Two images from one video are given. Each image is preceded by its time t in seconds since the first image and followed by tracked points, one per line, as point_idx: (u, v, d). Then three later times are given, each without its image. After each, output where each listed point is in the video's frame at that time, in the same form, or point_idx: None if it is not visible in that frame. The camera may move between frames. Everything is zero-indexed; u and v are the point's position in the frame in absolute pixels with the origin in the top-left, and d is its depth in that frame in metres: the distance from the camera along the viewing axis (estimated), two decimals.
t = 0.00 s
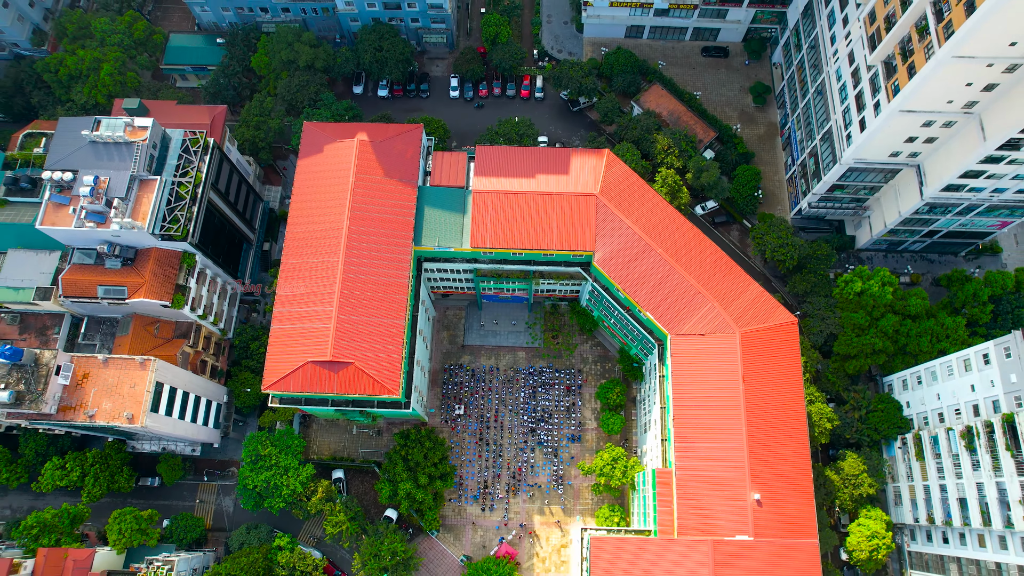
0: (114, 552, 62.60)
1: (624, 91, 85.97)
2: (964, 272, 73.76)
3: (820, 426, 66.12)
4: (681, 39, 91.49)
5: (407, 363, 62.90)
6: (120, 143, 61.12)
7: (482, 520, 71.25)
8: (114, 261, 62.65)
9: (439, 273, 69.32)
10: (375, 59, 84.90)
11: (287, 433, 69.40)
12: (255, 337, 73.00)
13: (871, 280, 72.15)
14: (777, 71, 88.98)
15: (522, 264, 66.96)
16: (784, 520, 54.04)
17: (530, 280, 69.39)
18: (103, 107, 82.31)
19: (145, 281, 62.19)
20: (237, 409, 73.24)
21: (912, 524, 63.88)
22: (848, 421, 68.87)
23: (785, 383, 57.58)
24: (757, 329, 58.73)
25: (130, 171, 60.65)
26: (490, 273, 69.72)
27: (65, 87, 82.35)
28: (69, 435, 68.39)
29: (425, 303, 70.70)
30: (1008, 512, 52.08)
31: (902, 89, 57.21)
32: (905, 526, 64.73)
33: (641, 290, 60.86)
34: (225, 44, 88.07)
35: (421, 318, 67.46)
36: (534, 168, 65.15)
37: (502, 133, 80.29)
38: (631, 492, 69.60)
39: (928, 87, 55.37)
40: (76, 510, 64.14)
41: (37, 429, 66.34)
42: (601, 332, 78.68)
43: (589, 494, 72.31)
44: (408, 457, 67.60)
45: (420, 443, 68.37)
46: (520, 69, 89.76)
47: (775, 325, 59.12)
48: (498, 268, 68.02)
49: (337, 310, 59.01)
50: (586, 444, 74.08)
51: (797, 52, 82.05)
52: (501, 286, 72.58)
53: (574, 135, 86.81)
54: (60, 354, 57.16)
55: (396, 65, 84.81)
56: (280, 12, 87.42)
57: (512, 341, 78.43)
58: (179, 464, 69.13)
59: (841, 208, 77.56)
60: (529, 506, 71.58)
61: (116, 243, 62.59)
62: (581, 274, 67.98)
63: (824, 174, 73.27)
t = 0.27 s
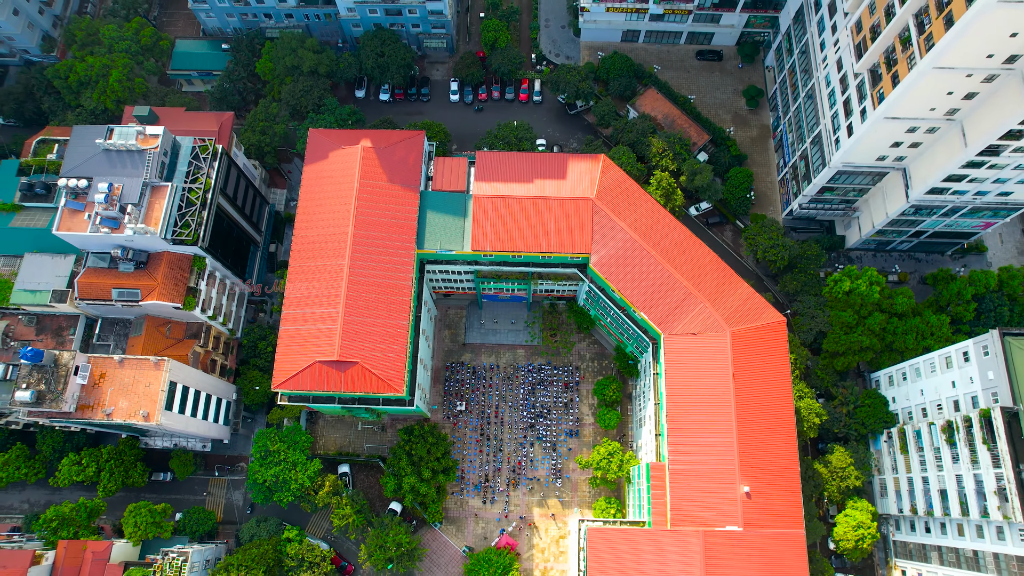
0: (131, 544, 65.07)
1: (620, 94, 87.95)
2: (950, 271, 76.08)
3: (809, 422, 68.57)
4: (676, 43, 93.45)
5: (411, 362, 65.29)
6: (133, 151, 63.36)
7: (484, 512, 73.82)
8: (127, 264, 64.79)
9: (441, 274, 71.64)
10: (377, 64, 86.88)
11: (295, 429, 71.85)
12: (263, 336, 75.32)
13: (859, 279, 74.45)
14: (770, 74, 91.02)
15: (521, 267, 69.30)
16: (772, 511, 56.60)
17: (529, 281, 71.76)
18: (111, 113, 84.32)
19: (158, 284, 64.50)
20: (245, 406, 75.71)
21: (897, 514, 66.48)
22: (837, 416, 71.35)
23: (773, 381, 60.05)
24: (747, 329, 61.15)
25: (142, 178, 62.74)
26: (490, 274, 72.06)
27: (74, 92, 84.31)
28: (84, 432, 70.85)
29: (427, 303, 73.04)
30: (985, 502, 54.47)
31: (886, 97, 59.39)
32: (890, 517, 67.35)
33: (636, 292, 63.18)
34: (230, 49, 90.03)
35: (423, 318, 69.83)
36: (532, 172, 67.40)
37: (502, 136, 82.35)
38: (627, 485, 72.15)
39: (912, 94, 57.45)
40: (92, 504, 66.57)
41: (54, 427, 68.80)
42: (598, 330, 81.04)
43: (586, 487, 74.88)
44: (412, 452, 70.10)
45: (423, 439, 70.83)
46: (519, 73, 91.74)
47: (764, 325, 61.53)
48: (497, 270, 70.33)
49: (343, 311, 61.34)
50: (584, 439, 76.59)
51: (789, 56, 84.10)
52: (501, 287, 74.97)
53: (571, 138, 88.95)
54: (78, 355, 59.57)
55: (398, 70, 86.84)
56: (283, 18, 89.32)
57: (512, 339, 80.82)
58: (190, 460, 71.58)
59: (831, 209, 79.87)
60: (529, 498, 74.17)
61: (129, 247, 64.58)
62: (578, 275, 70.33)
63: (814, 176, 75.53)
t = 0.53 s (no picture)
0: (146, 536, 67.70)
1: (616, 97, 90.02)
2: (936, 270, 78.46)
3: (798, 416, 71.09)
4: (671, 46, 95.47)
5: (414, 360, 67.70)
6: (144, 157, 65.59)
7: (485, 504, 76.46)
8: (139, 267, 67.03)
9: (443, 274, 73.97)
10: (379, 69, 88.93)
11: (302, 425, 74.36)
12: (270, 335, 77.69)
13: (847, 278, 76.83)
14: (763, 76, 93.08)
15: (520, 268, 71.64)
16: (760, 502, 59.17)
17: (527, 281, 74.12)
18: (120, 117, 86.42)
19: (169, 285, 66.76)
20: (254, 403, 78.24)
21: (882, 504, 69.15)
22: (825, 410, 73.91)
23: (762, 377, 62.50)
24: (738, 328, 63.54)
25: (153, 183, 65.00)
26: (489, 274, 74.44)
27: (83, 97, 86.40)
28: (99, 428, 73.24)
29: (429, 302, 75.37)
30: (962, 492, 57.02)
31: (872, 104, 61.56)
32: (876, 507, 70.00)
33: (630, 292, 65.55)
34: (234, 54, 92.02)
35: (426, 317, 72.16)
36: (531, 176, 69.62)
37: (500, 139, 84.47)
38: (623, 477, 74.75)
39: (896, 102, 59.55)
40: (108, 498, 69.11)
41: (70, 423, 71.25)
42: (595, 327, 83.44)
43: (584, 479, 77.50)
44: (415, 447, 72.61)
45: (426, 434, 73.32)
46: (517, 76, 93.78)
47: (754, 324, 63.90)
48: (497, 271, 72.64)
49: (349, 312, 63.68)
50: (581, 433, 79.14)
51: (780, 59, 86.17)
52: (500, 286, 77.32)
53: (568, 139, 91.13)
54: (95, 355, 62.04)
55: (399, 74, 88.87)
56: (286, 23, 91.30)
57: (512, 336, 83.24)
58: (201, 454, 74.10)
59: (821, 209, 82.17)
60: (529, 491, 76.81)
61: (141, 250, 66.92)
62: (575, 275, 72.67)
63: (804, 178, 77.80)
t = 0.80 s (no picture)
0: (161, 527, 70.35)
1: (613, 99, 92.19)
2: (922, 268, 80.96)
3: (788, 410, 73.73)
4: (666, 49, 97.60)
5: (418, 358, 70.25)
6: (156, 164, 67.85)
7: (487, 496, 79.20)
8: (152, 269, 69.39)
9: (445, 275, 76.43)
10: (381, 73, 91.08)
11: (310, 421, 77.02)
12: (278, 334, 80.24)
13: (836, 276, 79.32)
14: (756, 79, 95.26)
15: (519, 269, 74.15)
16: (749, 493, 61.90)
17: (527, 281, 76.63)
18: (128, 121, 88.62)
19: (181, 287, 69.18)
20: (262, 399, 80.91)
21: (869, 495, 71.89)
22: (814, 404, 76.58)
23: (752, 374, 65.11)
24: (729, 326, 66.11)
25: (165, 189, 67.32)
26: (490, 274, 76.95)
27: (93, 102, 88.57)
28: (113, 425, 75.75)
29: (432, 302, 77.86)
30: (942, 482, 59.73)
31: (858, 110, 63.89)
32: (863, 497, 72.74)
33: (626, 292, 68.05)
34: (240, 59, 94.15)
35: (428, 317, 74.65)
36: (529, 180, 72.00)
37: (500, 142, 86.71)
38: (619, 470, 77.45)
39: (881, 108, 61.81)
40: (123, 491, 71.77)
41: (85, 420, 73.82)
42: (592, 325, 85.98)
43: (582, 472, 80.21)
44: (419, 441, 75.22)
45: (429, 429, 75.96)
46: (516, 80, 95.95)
47: (745, 322, 66.45)
48: (497, 272, 75.14)
49: (355, 313, 66.20)
50: (579, 427, 81.79)
51: (772, 63, 88.36)
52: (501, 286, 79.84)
53: (566, 142, 93.41)
54: (112, 355, 64.57)
55: (400, 78, 91.05)
56: (290, 29, 93.36)
57: (512, 334, 85.79)
58: (212, 449, 76.72)
59: (811, 209, 84.61)
60: (529, 483, 79.53)
61: (153, 253, 69.40)
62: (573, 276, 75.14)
63: (795, 179, 80.20)
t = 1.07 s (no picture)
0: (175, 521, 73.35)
1: (610, 102, 94.24)
2: (910, 267, 83.30)
3: (779, 405, 76.22)
4: (662, 52, 99.64)
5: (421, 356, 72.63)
6: (166, 169, 70.31)
7: (488, 489, 81.74)
8: (163, 272, 71.55)
9: (446, 275, 78.74)
10: (382, 78, 93.15)
11: (316, 417, 79.51)
12: (285, 333, 82.63)
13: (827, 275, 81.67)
14: (749, 81, 97.35)
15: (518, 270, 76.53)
16: (740, 485, 64.43)
17: (526, 281, 79.01)
18: (136, 126, 90.75)
19: (191, 289, 71.47)
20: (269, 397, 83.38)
21: (857, 487, 74.44)
22: (805, 399, 79.07)
23: (744, 371, 67.53)
24: (721, 325, 68.49)
25: (176, 195, 69.34)
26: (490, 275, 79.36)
27: (101, 107, 90.68)
28: (126, 421, 78.11)
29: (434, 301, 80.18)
30: (925, 474, 62.27)
31: (846, 115, 66.10)
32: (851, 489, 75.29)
33: (622, 292, 70.39)
34: (244, 64, 96.21)
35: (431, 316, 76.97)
36: (528, 184, 74.25)
37: (499, 145, 88.88)
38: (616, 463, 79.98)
39: (868, 114, 63.96)
40: (137, 486, 74.30)
41: (99, 417, 76.20)
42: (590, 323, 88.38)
43: (580, 465, 82.72)
44: (422, 436, 77.72)
45: (432, 424, 78.43)
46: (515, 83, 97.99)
47: (736, 321, 68.82)
48: (497, 272, 77.51)
49: (360, 313, 68.55)
50: (577, 422, 84.28)
51: (765, 66, 90.43)
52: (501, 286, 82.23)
53: (564, 144, 95.56)
54: (126, 355, 66.98)
55: (402, 82, 93.10)
56: (293, 34, 95.31)
57: (512, 332, 88.18)
58: (222, 445, 79.13)
59: (803, 209, 86.87)
60: (528, 477, 82.07)
61: (164, 256, 71.49)
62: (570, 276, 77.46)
63: (786, 181, 82.46)
